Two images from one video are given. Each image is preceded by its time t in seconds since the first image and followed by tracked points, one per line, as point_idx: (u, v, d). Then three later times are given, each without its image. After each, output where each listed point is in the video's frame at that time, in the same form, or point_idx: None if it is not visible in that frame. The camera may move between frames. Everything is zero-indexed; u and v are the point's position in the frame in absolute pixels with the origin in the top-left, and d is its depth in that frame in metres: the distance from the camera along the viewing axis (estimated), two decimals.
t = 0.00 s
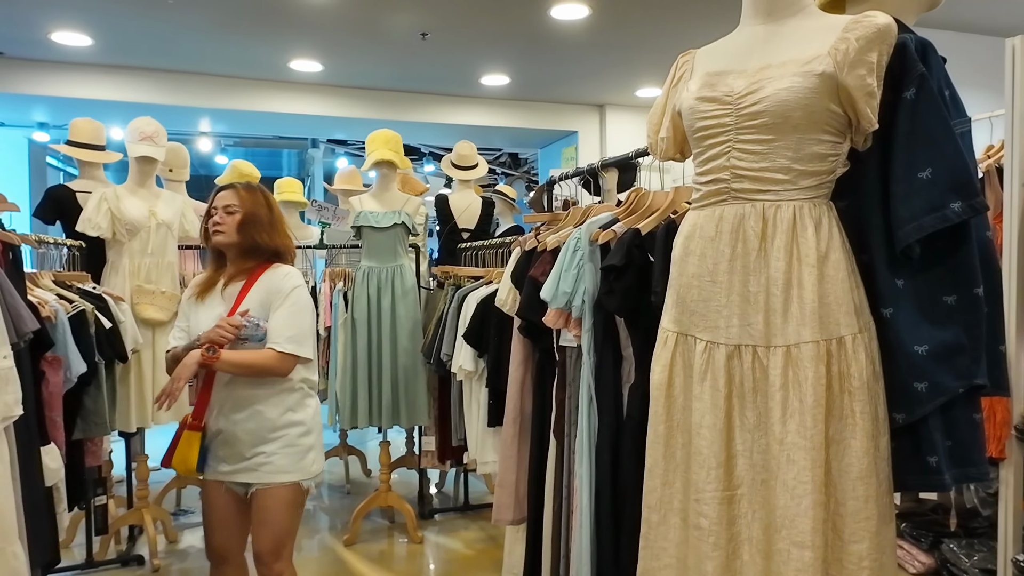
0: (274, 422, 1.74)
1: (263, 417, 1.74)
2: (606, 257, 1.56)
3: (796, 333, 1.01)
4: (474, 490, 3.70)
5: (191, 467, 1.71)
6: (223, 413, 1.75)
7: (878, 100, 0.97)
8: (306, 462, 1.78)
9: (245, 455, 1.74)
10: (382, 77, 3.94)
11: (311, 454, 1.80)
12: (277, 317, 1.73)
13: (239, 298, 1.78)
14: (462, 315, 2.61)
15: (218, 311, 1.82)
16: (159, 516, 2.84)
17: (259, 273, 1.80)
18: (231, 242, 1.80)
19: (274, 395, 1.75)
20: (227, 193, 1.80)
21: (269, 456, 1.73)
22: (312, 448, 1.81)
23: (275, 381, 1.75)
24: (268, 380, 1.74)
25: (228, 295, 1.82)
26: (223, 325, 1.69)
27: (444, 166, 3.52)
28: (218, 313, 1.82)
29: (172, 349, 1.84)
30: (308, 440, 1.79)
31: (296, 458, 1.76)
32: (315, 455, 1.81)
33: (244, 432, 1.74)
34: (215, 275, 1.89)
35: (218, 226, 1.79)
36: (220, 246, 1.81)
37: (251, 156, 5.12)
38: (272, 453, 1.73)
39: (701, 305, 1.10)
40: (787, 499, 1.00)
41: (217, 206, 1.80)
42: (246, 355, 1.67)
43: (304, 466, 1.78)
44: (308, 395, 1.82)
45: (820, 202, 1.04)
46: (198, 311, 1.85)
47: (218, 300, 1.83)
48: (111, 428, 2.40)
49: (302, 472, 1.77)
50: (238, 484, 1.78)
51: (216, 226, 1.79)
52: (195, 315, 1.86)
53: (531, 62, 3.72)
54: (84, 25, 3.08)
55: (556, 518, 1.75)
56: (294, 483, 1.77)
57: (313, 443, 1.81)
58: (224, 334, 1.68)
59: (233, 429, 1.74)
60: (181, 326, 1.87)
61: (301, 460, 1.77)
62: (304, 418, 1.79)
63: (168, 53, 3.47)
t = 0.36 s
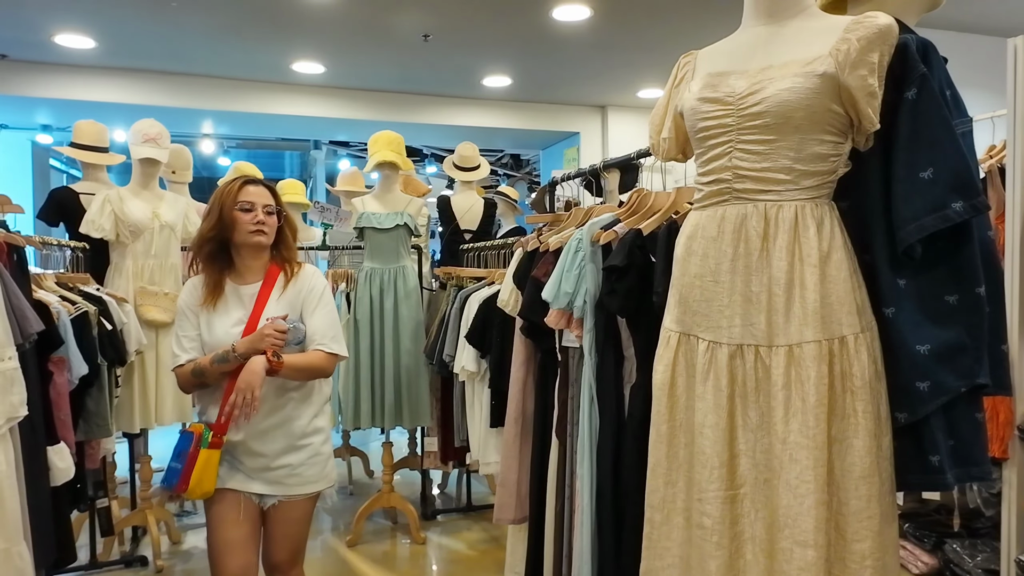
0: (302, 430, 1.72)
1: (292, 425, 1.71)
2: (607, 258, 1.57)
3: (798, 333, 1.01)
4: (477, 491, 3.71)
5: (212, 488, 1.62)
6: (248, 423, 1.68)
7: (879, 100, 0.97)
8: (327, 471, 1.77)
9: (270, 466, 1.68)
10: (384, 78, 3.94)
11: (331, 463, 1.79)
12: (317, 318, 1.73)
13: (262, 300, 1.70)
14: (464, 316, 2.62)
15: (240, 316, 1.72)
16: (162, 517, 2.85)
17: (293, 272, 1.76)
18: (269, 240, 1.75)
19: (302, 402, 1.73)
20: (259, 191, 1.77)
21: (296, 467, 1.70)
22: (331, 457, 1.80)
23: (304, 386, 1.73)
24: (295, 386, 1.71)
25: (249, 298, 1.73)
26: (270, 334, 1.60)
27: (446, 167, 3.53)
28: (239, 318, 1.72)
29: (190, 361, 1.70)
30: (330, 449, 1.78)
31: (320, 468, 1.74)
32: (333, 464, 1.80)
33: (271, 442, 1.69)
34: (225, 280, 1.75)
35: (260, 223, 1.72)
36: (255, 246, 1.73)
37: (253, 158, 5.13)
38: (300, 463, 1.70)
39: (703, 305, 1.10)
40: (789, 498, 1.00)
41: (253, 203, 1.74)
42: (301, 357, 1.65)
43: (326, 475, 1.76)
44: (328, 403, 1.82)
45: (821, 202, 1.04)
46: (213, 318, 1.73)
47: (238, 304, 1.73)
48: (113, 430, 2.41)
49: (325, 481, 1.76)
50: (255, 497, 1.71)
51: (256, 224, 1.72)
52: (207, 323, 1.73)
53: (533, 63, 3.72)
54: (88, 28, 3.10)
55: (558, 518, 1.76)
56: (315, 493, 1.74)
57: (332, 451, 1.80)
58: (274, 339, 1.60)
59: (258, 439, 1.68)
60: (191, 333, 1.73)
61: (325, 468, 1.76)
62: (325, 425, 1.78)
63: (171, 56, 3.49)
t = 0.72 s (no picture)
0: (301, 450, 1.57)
1: (293, 447, 1.56)
2: (605, 258, 1.57)
3: (793, 333, 1.02)
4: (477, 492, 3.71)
5: (199, 524, 1.46)
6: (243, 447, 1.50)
7: (874, 101, 0.98)
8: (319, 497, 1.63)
9: (266, 492, 1.52)
10: (384, 80, 3.95)
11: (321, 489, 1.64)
12: (317, 329, 1.62)
13: (255, 313, 1.53)
14: (464, 317, 2.62)
15: (232, 331, 1.53)
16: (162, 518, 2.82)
17: (287, 281, 1.61)
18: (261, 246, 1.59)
19: (303, 421, 1.58)
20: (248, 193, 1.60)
21: (293, 493, 1.55)
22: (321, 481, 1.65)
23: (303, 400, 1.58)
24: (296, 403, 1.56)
25: (241, 312, 1.54)
26: (265, 355, 1.43)
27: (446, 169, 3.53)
28: (232, 333, 1.53)
29: (169, 386, 1.48)
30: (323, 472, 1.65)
31: (314, 494, 1.60)
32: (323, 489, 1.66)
33: (269, 465, 1.52)
34: (212, 292, 1.54)
35: (255, 229, 1.56)
36: (248, 254, 1.56)
37: (254, 160, 5.14)
38: (297, 489, 1.55)
39: (699, 306, 1.11)
40: (786, 498, 1.00)
41: (245, 206, 1.57)
42: (311, 371, 1.53)
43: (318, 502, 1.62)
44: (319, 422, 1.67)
45: (816, 203, 1.05)
46: (198, 336, 1.51)
47: (229, 319, 1.54)
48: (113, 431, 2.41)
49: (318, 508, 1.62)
50: (244, 527, 1.53)
51: (252, 229, 1.55)
52: (192, 341, 1.51)
53: (533, 65, 3.73)
54: (89, 31, 3.11)
55: (556, 518, 1.76)
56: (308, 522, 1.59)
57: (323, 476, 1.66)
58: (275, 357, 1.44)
59: (254, 463, 1.51)
60: (170, 353, 1.51)
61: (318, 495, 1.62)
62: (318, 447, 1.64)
63: (172, 58, 3.50)
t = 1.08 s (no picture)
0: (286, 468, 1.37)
1: (274, 464, 1.34)
2: (603, 260, 1.58)
3: (789, 334, 1.03)
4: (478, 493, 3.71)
5: (174, 553, 1.25)
6: (216, 463, 1.30)
7: (868, 104, 0.99)
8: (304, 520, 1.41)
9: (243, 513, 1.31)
10: (384, 82, 3.96)
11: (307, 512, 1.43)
12: (302, 326, 1.39)
13: (234, 309, 1.32)
14: (464, 318, 2.63)
15: (208, 330, 1.32)
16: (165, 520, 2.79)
17: (269, 276, 1.40)
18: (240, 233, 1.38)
19: (282, 434, 1.37)
20: (224, 174, 1.39)
21: (276, 513, 1.34)
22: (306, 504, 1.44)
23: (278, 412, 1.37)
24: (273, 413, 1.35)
25: (219, 308, 1.33)
26: (247, 357, 1.23)
27: (446, 171, 3.54)
28: (209, 333, 1.32)
29: (126, 387, 1.25)
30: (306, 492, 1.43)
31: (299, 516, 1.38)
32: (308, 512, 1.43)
33: (247, 484, 1.31)
34: (182, 286, 1.33)
35: (232, 214, 1.36)
36: (226, 242, 1.35)
37: (254, 162, 5.16)
38: (280, 508, 1.34)
39: (695, 308, 1.12)
40: (782, 498, 1.01)
41: (219, 187, 1.36)
42: (284, 382, 1.30)
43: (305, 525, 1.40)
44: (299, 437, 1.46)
45: (812, 205, 1.06)
46: (168, 334, 1.30)
47: (205, 316, 1.33)
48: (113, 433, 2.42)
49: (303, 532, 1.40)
50: (217, 557, 1.31)
51: (228, 215, 1.35)
52: (160, 340, 1.30)
53: (532, 67, 3.74)
54: (90, 33, 3.12)
55: (555, 519, 1.77)
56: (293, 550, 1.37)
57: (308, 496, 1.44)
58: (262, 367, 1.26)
59: (229, 480, 1.30)
60: (131, 351, 1.28)
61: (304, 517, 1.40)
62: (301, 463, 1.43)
63: (172, 60, 3.51)
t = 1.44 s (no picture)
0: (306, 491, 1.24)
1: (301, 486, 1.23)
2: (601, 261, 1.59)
3: (785, 336, 1.03)
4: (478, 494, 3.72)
5: None
6: (236, 502, 1.16)
7: (863, 108, 1.00)
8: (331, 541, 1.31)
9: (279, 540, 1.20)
10: (384, 84, 3.97)
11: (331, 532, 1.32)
12: (334, 344, 1.26)
13: (262, 325, 1.17)
14: (464, 320, 2.64)
15: (233, 345, 1.16)
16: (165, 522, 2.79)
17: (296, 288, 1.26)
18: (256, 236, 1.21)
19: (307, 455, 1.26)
20: (237, 169, 1.23)
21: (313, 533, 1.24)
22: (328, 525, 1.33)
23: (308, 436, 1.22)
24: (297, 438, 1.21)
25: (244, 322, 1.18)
26: (249, 408, 1.04)
27: (446, 173, 3.54)
28: (233, 349, 1.16)
29: (123, 422, 1.10)
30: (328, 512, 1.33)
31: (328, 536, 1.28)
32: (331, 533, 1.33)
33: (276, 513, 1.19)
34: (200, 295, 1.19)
35: (239, 216, 1.18)
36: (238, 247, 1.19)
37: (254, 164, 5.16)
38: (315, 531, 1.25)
39: (692, 309, 1.13)
40: (777, 498, 1.02)
41: (224, 187, 1.19)
42: (323, 394, 1.17)
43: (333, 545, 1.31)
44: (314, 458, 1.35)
45: (807, 208, 1.06)
46: (183, 351, 1.14)
47: (228, 332, 1.17)
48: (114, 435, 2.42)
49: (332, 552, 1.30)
50: None
51: (234, 217, 1.18)
52: (174, 360, 1.14)
53: (531, 69, 3.75)
54: (91, 36, 3.14)
55: (553, 520, 1.78)
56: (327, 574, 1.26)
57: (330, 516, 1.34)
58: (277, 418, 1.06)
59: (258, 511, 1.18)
60: (135, 378, 1.12)
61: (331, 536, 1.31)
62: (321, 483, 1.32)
63: (173, 63, 3.52)
